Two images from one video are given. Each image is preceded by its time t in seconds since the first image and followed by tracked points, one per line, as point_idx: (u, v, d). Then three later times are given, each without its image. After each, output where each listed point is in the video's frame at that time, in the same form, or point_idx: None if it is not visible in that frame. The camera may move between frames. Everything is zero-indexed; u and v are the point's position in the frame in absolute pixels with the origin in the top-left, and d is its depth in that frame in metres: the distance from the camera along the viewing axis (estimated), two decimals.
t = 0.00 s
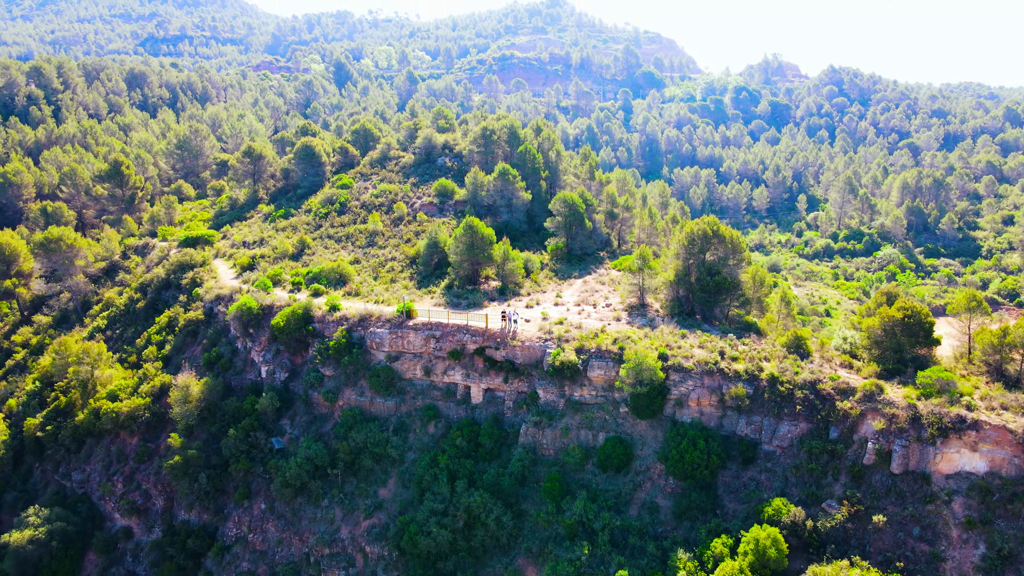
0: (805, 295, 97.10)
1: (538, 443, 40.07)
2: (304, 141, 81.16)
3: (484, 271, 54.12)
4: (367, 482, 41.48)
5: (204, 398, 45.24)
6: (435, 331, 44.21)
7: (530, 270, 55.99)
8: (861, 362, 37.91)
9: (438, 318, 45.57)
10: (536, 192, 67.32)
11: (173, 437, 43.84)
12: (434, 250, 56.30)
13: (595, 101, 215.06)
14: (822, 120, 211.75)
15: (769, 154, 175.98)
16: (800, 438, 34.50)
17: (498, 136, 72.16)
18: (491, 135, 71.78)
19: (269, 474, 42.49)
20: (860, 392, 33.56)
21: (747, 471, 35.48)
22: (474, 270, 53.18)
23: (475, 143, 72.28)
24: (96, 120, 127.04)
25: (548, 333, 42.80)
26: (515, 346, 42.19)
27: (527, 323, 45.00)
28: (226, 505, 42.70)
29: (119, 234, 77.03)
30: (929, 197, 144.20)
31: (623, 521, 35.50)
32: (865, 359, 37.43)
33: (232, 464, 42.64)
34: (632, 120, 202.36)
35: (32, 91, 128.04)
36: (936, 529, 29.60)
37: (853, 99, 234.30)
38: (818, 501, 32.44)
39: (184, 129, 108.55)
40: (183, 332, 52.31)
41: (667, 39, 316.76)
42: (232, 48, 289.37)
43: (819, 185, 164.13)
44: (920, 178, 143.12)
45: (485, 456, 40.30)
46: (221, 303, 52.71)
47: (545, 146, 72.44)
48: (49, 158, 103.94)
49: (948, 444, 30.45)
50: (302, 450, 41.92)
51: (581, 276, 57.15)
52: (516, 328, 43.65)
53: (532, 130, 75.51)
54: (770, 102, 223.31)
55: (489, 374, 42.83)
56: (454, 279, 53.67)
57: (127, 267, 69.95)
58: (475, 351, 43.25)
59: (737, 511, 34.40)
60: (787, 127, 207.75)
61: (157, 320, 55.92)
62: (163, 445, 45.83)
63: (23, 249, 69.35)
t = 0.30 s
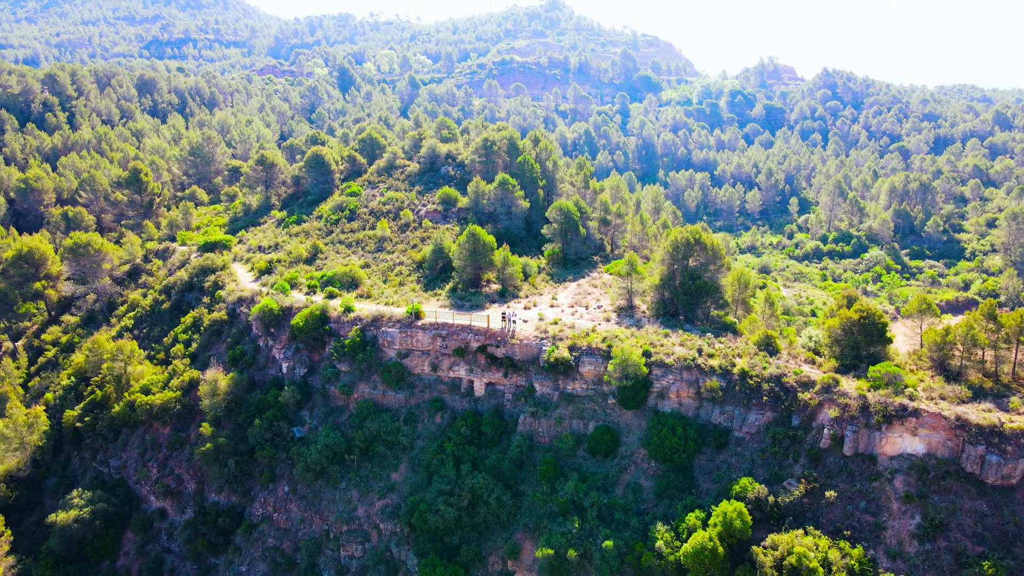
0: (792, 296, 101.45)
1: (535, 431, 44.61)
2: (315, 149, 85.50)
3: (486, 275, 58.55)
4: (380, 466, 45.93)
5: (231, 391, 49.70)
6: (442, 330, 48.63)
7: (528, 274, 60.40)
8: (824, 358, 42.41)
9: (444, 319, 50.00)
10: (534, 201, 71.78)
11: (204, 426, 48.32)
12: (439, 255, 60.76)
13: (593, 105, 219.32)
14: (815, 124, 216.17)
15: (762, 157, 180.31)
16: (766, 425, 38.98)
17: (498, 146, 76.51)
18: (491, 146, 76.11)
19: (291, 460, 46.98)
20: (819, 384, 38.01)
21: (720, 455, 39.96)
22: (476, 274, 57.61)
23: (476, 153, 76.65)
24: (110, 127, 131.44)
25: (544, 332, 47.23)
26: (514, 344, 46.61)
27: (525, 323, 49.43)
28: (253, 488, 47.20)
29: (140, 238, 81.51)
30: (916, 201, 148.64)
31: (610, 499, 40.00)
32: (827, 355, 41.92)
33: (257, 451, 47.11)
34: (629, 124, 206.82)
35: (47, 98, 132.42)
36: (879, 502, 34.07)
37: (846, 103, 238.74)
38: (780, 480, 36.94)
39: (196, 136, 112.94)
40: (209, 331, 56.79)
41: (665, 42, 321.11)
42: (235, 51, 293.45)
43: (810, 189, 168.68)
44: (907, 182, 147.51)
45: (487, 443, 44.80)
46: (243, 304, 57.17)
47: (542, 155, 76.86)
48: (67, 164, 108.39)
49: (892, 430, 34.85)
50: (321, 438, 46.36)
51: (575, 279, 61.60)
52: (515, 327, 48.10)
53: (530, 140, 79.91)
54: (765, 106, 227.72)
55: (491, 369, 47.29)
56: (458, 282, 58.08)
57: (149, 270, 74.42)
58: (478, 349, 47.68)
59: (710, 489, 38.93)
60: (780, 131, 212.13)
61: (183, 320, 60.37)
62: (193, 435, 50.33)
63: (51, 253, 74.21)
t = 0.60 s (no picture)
0: (779, 298, 105.84)
1: (532, 422, 49.17)
2: (324, 159, 89.95)
3: (487, 279, 63.00)
4: (391, 455, 50.38)
5: (253, 387, 54.14)
6: (447, 330, 53.08)
7: (526, 278, 64.90)
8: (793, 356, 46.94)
9: (449, 321, 54.41)
10: (532, 209, 76.35)
11: (229, 419, 52.84)
12: (443, 261, 65.32)
13: (591, 110, 223.84)
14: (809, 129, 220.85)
15: (756, 162, 184.67)
16: (739, 416, 43.49)
17: (498, 157, 80.95)
18: (492, 157, 80.56)
19: (309, 449, 51.45)
20: (786, 379, 42.58)
21: (698, 443, 44.43)
22: (478, 278, 62.13)
23: (478, 163, 81.14)
24: (122, 134, 135.83)
25: (540, 333, 51.64)
26: (512, 344, 51.07)
27: (523, 324, 53.91)
28: (275, 475, 51.77)
29: (159, 243, 86.08)
30: (904, 206, 153.08)
31: (599, 483, 44.50)
32: (796, 354, 46.37)
33: (278, 441, 51.59)
34: (626, 129, 211.35)
35: (62, 106, 136.76)
36: (835, 483, 38.58)
37: (840, 108, 243.48)
38: (749, 465, 41.50)
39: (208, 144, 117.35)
40: (230, 332, 61.25)
41: (663, 47, 325.63)
42: (238, 55, 297.69)
43: (802, 193, 173.19)
44: (895, 188, 151.88)
45: (489, 433, 49.34)
46: (262, 307, 61.64)
47: (540, 166, 81.37)
48: (84, 170, 112.84)
49: (848, 419, 39.33)
50: (337, 429, 50.87)
51: (570, 283, 66.11)
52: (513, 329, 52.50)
53: (529, 152, 84.44)
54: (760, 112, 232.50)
55: (491, 367, 51.71)
56: (461, 286, 62.54)
57: (169, 274, 79.00)
58: (480, 348, 52.09)
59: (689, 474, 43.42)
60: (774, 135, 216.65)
61: (205, 322, 64.84)
62: (219, 427, 54.91)
63: (76, 258, 80.55)
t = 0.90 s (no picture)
0: (768, 300, 110.16)
1: (530, 415, 53.63)
2: (333, 168, 94.56)
3: (489, 283, 67.46)
4: (400, 445, 54.80)
5: (273, 383, 58.60)
6: (451, 331, 57.53)
7: (525, 282, 69.39)
8: (768, 355, 51.40)
9: (453, 322, 58.87)
10: (530, 217, 80.88)
11: (251, 412, 57.29)
12: (447, 266, 69.80)
13: (589, 115, 228.38)
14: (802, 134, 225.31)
15: (750, 167, 189.03)
16: (718, 409, 47.96)
17: (499, 167, 85.44)
18: (492, 167, 85.15)
19: (325, 440, 55.87)
20: (759, 375, 47.14)
21: (681, 433, 48.85)
22: (480, 282, 66.65)
23: (479, 173, 85.69)
24: (134, 141, 140.26)
25: (538, 334, 56.11)
26: (512, 343, 55.53)
27: (522, 325, 58.39)
28: (293, 464, 56.17)
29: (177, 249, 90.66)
30: (892, 210, 157.48)
31: (591, 469, 48.95)
32: (770, 353, 50.88)
33: (297, 433, 56.04)
34: (624, 134, 215.93)
35: (76, 114, 141.17)
36: (801, 468, 43.06)
37: (833, 113, 248.08)
38: (725, 452, 45.97)
39: (219, 152, 121.96)
40: (249, 332, 65.73)
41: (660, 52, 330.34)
42: (242, 60, 302.17)
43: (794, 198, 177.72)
44: (883, 192, 156.25)
45: (490, 425, 53.80)
46: (278, 309, 66.12)
47: (538, 175, 85.91)
48: (100, 177, 117.37)
49: (813, 411, 43.79)
50: (351, 421, 55.33)
51: (566, 287, 70.64)
52: (513, 329, 56.98)
53: (528, 161, 88.98)
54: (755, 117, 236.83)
55: (492, 364, 56.19)
56: (464, 289, 67.02)
57: (188, 278, 83.52)
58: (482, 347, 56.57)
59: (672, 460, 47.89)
60: (769, 140, 221.13)
61: (225, 323, 69.32)
62: (240, 420, 59.41)
63: (98, 262, 86.09)
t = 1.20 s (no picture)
0: (758, 302, 114.45)
1: (528, 410, 58.11)
2: (340, 176, 99.05)
3: (490, 287, 71.91)
4: (408, 438, 59.29)
5: (289, 380, 63.05)
6: (455, 331, 62.00)
7: (524, 285, 73.85)
8: (747, 354, 55.89)
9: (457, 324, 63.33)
10: (529, 224, 85.38)
11: (269, 407, 61.74)
12: (450, 271, 74.25)
13: (587, 120, 232.94)
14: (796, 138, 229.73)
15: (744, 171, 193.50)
16: (699, 403, 52.45)
17: (499, 176, 89.94)
18: (492, 176, 89.69)
19: (338, 433, 60.30)
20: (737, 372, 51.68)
21: (666, 426, 53.37)
22: (482, 286, 71.12)
23: (480, 182, 90.30)
24: (145, 146, 144.60)
25: (536, 334, 60.56)
26: (512, 343, 59.99)
27: (521, 326, 62.88)
28: (309, 455, 60.63)
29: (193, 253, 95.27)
30: (881, 215, 161.85)
31: (583, 459, 53.46)
32: (749, 352, 55.35)
33: (312, 426, 60.51)
34: (621, 138, 220.50)
35: (89, 120, 145.42)
36: (773, 456, 47.54)
37: (827, 118, 252.39)
38: (706, 442, 50.46)
39: (229, 159, 126.52)
40: (265, 333, 70.18)
41: (658, 56, 335.12)
42: (246, 63, 306.50)
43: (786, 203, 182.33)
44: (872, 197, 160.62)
45: (491, 419, 58.29)
46: (293, 311, 70.58)
47: (536, 184, 90.45)
48: (114, 183, 121.70)
49: (785, 405, 48.28)
50: (362, 415, 59.79)
51: (562, 290, 75.14)
52: (513, 330, 61.46)
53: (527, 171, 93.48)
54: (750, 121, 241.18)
55: (493, 363, 60.65)
56: (466, 293, 71.44)
57: (204, 281, 87.99)
58: (484, 347, 61.03)
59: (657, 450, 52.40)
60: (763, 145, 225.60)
61: (241, 324, 73.76)
62: (259, 415, 63.92)
63: (119, 266, 90.10)
